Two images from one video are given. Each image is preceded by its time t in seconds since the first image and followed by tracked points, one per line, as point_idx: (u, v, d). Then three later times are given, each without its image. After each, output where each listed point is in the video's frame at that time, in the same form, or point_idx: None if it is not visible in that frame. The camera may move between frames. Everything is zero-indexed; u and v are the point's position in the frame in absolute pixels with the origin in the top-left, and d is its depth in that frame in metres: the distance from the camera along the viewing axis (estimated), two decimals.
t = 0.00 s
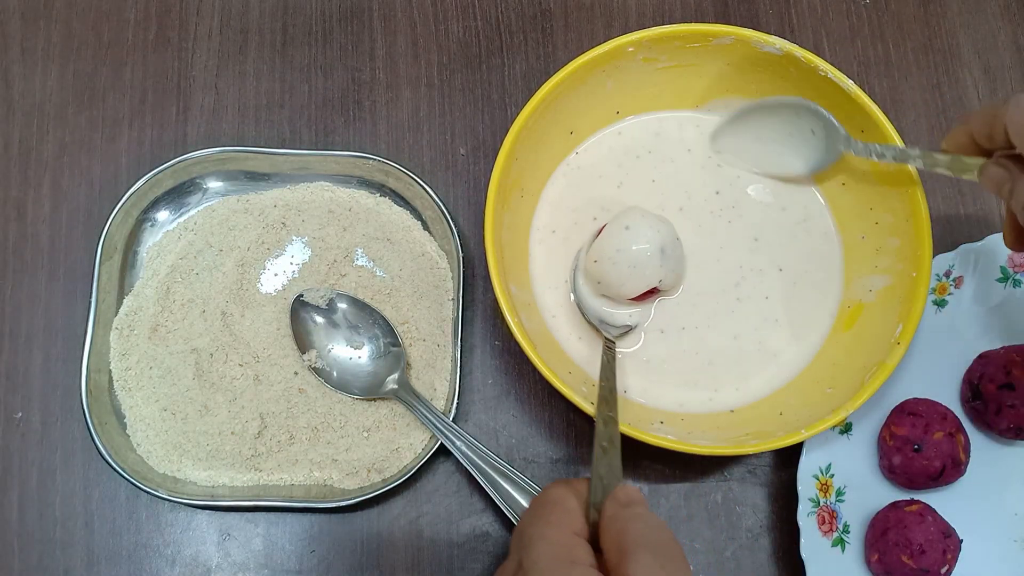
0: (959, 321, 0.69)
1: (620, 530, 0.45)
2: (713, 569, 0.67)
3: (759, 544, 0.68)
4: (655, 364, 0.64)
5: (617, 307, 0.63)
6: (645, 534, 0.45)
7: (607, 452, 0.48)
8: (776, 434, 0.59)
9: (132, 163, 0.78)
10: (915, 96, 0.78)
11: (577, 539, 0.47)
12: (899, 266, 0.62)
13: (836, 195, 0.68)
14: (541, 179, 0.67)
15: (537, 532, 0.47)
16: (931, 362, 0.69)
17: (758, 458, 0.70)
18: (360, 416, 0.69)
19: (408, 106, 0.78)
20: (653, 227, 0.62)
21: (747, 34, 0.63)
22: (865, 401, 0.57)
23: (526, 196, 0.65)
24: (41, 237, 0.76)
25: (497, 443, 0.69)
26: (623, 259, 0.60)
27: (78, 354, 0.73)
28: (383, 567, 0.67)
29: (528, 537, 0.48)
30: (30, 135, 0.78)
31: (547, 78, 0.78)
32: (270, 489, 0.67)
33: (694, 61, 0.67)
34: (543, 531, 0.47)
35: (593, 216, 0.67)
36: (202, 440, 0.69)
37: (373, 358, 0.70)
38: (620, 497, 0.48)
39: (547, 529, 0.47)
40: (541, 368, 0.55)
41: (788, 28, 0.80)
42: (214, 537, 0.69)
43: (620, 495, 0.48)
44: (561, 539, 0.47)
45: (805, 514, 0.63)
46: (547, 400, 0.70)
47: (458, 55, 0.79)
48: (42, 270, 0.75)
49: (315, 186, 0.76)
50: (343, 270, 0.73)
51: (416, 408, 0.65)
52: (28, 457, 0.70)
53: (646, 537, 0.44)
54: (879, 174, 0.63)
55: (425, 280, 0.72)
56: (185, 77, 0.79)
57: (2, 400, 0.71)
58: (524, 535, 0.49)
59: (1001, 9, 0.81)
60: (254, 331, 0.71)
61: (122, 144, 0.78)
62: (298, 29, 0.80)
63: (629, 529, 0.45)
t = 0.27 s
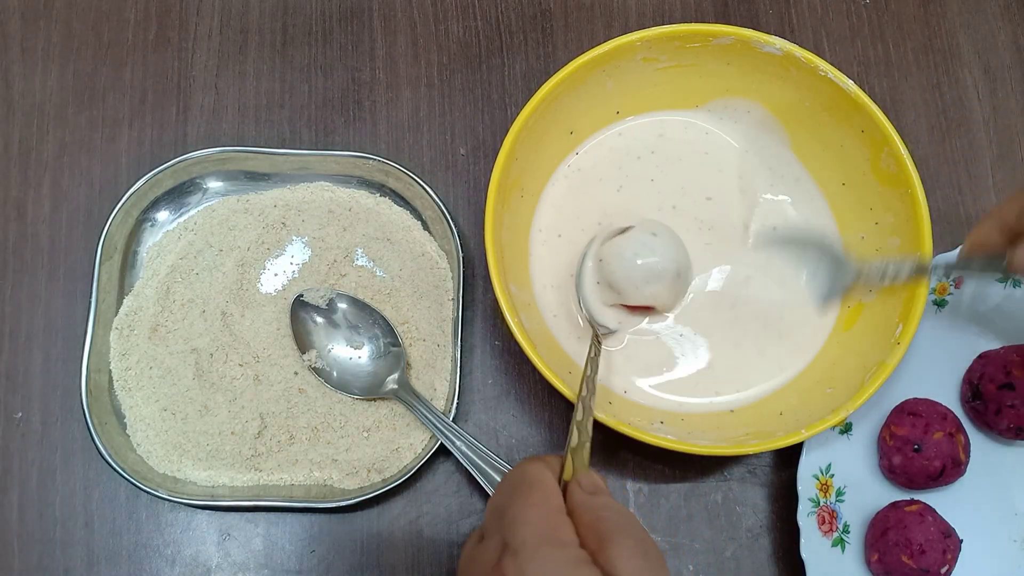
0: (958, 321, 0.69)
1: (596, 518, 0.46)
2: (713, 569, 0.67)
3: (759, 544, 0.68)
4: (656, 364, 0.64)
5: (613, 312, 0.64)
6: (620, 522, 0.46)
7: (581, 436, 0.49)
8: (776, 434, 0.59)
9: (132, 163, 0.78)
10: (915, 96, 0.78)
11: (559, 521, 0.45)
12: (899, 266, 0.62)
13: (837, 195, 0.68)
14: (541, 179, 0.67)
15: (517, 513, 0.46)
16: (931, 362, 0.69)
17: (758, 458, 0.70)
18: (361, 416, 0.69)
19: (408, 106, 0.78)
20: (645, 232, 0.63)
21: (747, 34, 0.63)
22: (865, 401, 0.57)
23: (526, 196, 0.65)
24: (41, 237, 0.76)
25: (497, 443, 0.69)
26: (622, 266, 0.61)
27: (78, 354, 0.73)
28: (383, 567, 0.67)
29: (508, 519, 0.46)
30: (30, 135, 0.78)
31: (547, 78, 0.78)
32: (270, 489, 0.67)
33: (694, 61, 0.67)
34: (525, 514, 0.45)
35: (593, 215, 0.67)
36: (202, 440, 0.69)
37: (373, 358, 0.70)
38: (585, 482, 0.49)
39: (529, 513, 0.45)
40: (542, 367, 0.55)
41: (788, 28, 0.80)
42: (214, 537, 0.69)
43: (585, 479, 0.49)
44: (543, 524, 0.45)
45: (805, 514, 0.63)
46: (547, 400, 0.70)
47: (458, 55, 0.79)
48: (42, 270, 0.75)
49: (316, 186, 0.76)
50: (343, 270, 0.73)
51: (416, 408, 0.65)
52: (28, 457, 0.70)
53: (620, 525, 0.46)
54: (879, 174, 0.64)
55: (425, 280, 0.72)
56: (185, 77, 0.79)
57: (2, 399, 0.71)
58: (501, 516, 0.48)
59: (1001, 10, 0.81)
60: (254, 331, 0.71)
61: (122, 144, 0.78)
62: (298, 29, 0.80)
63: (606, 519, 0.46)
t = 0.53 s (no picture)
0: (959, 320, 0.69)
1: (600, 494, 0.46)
2: (713, 569, 0.67)
3: (759, 544, 0.68)
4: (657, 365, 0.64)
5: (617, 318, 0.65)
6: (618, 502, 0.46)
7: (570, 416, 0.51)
8: (776, 434, 0.58)
9: (132, 163, 0.78)
10: (915, 95, 0.78)
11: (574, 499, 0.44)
12: (899, 266, 0.62)
13: (837, 195, 0.68)
14: (541, 179, 0.67)
15: (532, 490, 0.43)
16: (931, 362, 0.69)
17: (758, 458, 0.70)
18: (360, 416, 0.69)
19: (408, 106, 0.78)
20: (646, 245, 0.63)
21: (748, 34, 0.63)
22: (865, 401, 0.57)
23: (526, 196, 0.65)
24: (41, 237, 0.76)
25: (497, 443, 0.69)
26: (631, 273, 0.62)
27: (78, 354, 0.73)
28: (383, 567, 0.67)
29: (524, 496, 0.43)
30: (30, 135, 0.78)
31: (547, 78, 0.78)
32: (270, 489, 0.67)
33: (694, 61, 0.67)
34: (543, 494, 0.43)
35: (593, 216, 0.67)
36: (202, 440, 0.69)
37: (373, 358, 0.70)
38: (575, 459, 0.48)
39: (545, 495, 0.43)
40: (541, 368, 0.55)
41: (788, 28, 0.80)
42: (214, 537, 0.69)
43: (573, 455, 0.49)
44: (562, 503, 0.43)
45: (805, 514, 0.63)
46: (547, 400, 0.70)
47: (458, 55, 0.79)
48: (42, 270, 0.75)
49: (315, 186, 0.76)
50: (343, 270, 0.73)
51: (416, 408, 0.65)
52: (28, 457, 0.70)
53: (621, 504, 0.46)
54: (879, 174, 0.63)
55: (425, 280, 0.72)
56: (185, 77, 0.79)
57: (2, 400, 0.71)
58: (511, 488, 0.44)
59: (1001, 9, 0.81)
60: (254, 331, 0.71)
61: (122, 144, 0.78)
62: (298, 29, 0.80)
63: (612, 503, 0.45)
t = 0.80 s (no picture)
0: (959, 320, 0.69)
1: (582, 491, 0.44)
2: (713, 569, 0.67)
3: (759, 544, 0.68)
4: (657, 366, 0.64)
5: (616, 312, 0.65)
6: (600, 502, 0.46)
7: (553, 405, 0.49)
8: (776, 434, 0.58)
9: (132, 163, 0.78)
10: (915, 96, 0.78)
11: (562, 497, 0.42)
12: (898, 266, 0.62)
13: (837, 195, 0.68)
14: (541, 179, 0.67)
15: (518, 485, 0.41)
16: (931, 363, 0.69)
17: (758, 458, 0.70)
18: (360, 416, 0.69)
19: (408, 106, 0.78)
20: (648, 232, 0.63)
21: (748, 34, 0.63)
22: (865, 401, 0.57)
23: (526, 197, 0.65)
24: (41, 237, 0.76)
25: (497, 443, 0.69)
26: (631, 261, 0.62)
27: (78, 354, 0.73)
28: (383, 567, 0.67)
29: (514, 489, 0.41)
30: (30, 135, 0.78)
31: (547, 78, 0.78)
32: (270, 489, 0.67)
33: (694, 61, 0.67)
34: (532, 489, 0.41)
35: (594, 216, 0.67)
36: (202, 440, 0.69)
37: (373, 358, 0.70)
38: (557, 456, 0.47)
39: (536, 491, 0.41)
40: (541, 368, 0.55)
41: (789, 28, 0.80)
42: (214, 537, 0.69)
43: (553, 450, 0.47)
44: (553, 500, 0.41)
45: (805, 514, 0.63)
46: (547, 400, 0.70)
47: (458, 55, 0.79)
48: (42, 270, 0.75)
49: (316, 186, 0.76)
50: (342, 270, 0.73)
51: (416, 408, 0.65)
52: (28, 457, 0.70)
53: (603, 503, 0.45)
54: (879, 174, 0.63)
55: (425, 280, 0.72)
56: (185, 77, 0.79)
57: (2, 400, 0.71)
58: (495, 481, 0.42)
59: (1001, 10, 0.81)
60: (254, 331, 0.71)
61: (122, 144, 0.78)
62: (298, 29, 0.80)
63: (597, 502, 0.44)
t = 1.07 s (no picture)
0: (959, 320, 0.69)
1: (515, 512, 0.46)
2: (713, 569, 0.67)
3: (759, 544, 0.68)
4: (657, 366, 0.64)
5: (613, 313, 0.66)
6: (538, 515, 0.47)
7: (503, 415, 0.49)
8: (776, 434, 0.58)
9: (132, 163, 0.78)
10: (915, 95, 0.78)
11: (484, 520, 0.45)
12: (898, 266, 0.62)
13: (836, 194, 0.68)
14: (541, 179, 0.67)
15: (439, 510, 0.46)
16: (931, 362, 0.69)
17: (758, 458, 0.70)
18: (360, 416, 0.69)
19: (408, 106, 0.78)
20: (643, 231, 0.63)
21: (748, 34, 0.63)
22: (865, 401, 0.57)
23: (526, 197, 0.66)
24: (41, 237, 0.76)
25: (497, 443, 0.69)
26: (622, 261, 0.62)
27: (78, 354, 0.73)
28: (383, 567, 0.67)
29: (432, 516, 0.45)
30: (30, 135, 0.78)
31: (547, 78, 0.78)
32: (270, 489, 0.67)
33: (694, 61, 0.67)
34: (450, 516, 0.45)
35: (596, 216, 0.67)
36: (202, 440, 0.69)
37: (373, 358, 0.70)
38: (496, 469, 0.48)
39: (454, 514, 0.45)
40: (541, 368, 0.55)
41: (788, 28, 0.80)
42: (214, 536, 0.69)
43: (496, 464, 0.48)
44: (471, 526, 0.44)
45: (805, 514, 0.63)
46: (547, 400, 0.70)
47: (458, 55, 0.79)
48: (42, 270, 0.75)
49: (316, 186, 0.76)
50: (343, 270, 0.73)
51: (416, 408, 0.65)
52: (28, 457, 0.70)
53: (539, 521, 0.47)
54: (879, 175, 0.64)
55: (425, 280, 0.73)
56: (185, 77, 0.79)
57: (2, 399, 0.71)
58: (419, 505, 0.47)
59: (1001, 10, 0.81)
60: (254, 331, 0.71)
61: (122, 144, 0.78)
62: (298, 29, 0.80)
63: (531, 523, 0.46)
